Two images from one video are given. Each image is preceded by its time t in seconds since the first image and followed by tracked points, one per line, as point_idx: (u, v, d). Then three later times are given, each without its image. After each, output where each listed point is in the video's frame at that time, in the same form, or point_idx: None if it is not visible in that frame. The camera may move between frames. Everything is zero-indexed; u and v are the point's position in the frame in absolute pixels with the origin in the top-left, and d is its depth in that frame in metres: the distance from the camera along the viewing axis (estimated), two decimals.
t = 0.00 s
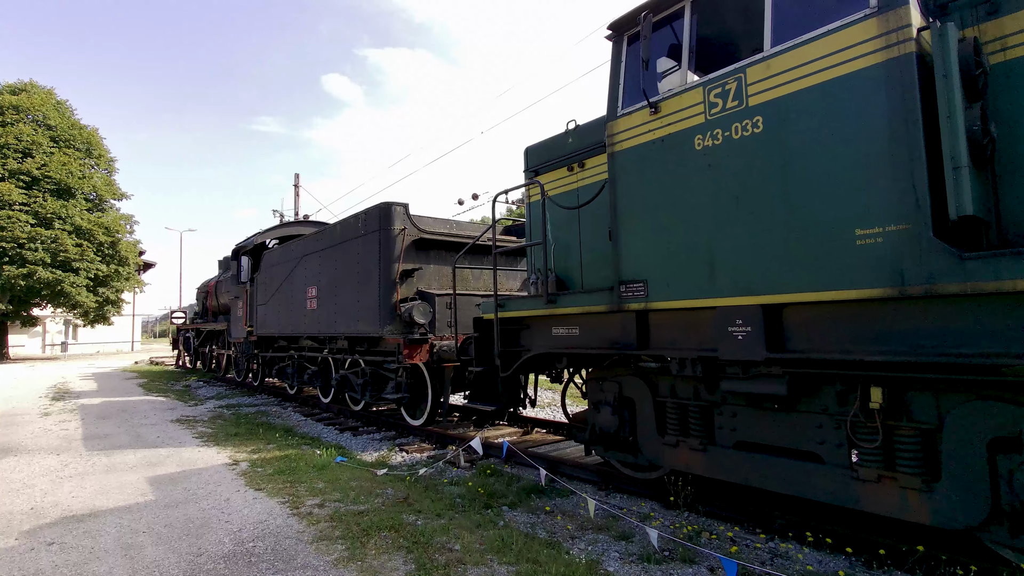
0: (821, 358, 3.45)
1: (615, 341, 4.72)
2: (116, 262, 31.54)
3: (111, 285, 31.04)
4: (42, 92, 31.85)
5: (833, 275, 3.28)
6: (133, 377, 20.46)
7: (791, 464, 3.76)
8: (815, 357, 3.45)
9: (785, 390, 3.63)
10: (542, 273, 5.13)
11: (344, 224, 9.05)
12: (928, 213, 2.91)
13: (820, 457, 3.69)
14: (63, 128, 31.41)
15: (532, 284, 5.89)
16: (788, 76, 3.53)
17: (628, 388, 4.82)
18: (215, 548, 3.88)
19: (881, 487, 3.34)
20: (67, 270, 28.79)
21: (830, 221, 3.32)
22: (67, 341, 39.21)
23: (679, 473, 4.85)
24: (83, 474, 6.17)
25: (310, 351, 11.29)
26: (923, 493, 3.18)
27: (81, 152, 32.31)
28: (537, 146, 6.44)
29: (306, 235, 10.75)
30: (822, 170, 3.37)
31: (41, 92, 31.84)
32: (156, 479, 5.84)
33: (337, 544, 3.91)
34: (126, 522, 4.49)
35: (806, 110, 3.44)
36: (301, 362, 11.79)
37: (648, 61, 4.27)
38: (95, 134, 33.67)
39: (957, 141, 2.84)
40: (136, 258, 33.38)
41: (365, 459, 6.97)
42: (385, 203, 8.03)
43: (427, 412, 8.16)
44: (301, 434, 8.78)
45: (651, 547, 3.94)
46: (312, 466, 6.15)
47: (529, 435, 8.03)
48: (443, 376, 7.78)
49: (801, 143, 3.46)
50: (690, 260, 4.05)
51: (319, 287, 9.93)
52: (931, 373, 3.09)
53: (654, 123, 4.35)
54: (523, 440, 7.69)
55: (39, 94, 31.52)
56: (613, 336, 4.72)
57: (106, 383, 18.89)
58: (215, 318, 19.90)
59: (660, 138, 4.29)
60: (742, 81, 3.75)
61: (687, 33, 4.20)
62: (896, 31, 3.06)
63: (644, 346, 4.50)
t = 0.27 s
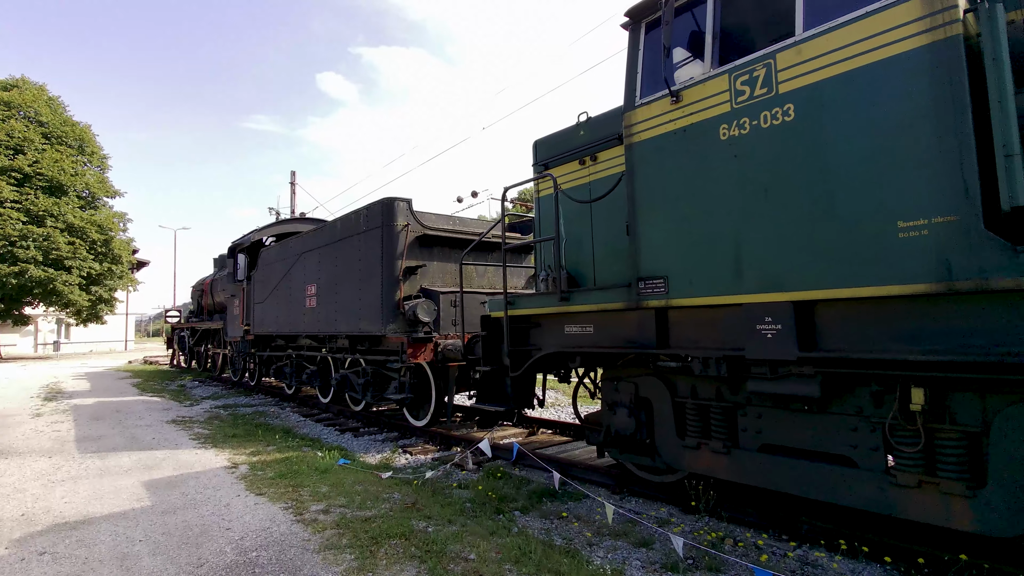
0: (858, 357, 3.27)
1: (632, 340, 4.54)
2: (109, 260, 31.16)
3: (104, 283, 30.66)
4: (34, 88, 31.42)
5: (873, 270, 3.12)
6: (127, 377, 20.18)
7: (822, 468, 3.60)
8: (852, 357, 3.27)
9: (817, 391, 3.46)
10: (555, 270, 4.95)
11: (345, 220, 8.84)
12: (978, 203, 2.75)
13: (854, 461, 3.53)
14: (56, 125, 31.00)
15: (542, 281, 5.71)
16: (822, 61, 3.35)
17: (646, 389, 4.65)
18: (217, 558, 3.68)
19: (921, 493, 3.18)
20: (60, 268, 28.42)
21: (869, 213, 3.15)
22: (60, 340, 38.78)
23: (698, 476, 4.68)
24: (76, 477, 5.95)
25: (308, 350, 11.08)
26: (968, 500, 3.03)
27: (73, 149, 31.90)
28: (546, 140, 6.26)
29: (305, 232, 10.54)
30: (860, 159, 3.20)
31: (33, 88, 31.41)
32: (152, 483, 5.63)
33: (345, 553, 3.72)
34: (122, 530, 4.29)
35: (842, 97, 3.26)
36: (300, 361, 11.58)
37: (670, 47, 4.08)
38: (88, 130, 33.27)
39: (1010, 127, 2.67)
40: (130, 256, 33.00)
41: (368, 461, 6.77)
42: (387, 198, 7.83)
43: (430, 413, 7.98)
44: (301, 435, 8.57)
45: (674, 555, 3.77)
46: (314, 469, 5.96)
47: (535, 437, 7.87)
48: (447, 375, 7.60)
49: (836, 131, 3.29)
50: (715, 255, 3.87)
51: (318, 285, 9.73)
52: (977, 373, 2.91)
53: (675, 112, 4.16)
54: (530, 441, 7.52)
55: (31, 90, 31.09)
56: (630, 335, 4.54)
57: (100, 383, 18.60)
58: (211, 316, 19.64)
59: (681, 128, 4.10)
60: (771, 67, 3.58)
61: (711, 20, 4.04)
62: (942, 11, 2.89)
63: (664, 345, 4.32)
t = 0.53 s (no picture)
0: (905, 359, 3.05)
1: (654, 340, 4.32)
2: (106, 260, 30.85)
3: (101, 283, 30.36)
4: (30, 86, 31.11)
5: (922, 265, 2.90)
6: (124, 378, 19.90)
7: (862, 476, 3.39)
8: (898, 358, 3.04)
9: (858, 394, 3.25)
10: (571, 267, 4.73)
11: (347, 217, 8.61)
12: None
13: (896, 469, 3.33)
14: (52, 123, 30.69)
15: (555, 279, 5.50)
16: (865, 42, 3.14)
17: (667, 391, 4.43)
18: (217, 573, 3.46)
19: (973, 504, 2.98)
20: (56, 268, 28.12)
21: (917, 205, 2.94)
22: (56, 340, 38.49)
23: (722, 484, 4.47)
24: (69, 483, 5.71)
25: (309, 350, 10.86)
26: None
27: (70, 148, 31.62)
28: (558, 133, 6.04)
29: (306, 229, 10.30)
30: (908, 147, 2.99)
31: (29, 86, 31.11)
32: (149, 490, 5.40)
33: (355, 567, 3.50)
34: (117, 541, 4.06)
35: (887, 80, 3.06)
36: (300, 362, 11.36)
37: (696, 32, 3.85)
38: (84, 129, 32.98)
39: None
40: (127, 255, 32.73)
41: (372, 465, 6.55)
42: (391, 194, 7.61)
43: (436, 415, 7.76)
44: (303, 438, 8.34)
45: (703, 569, 3.55)
46: (318, 475, 5.73)
47: (543, 440, 7.66)
48: (453, 376, 7.38)
49: (881, 117, 3.08)
50: (745, 250, 3.65)
51: (319, 284, 9.49)
52: None
53: (701, 100, 3.94)
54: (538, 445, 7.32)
55: (26, 87, 30.79)
56: (651, 335, 4.33)
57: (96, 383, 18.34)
58: (209, 316, 19.39)
59: (708, 116, 3.88)
60: (808, 49, 3.36)
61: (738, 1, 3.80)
62: None
63: (687, 345, 4.11)
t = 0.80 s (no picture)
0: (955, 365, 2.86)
1: (677, 343, 4.14)
2: (105, 259, 30.64)
3: (100, 283, 30.16)
4: (28, 84, 30.90)
5: (975, 264, 2.71)
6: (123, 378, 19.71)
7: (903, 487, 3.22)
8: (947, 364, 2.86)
9: (901, 401, 3.07)
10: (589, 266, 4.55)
11: (351, 216, 8.42)
12: None
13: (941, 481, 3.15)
14: (50, 122, 30.48)
15: (570, 279, 5.32)
16: (910, 28, 2.96)
17: (690, 396, 4.25)
18: None
19: None
20: (55, 267, 27.93)
21: (969, 200, 2.76)
22: (55, 340, 38.29)
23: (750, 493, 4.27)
24: (67, 491, 5.53)
25: (312, 351, 10.68)
26: None
27: (68, 147, 31.41)
28: (571, 128, 5.86)
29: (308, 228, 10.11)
30: (959, 138, 2.81)
31: (28, 85, 30.91)
32: (150, 498, 5.21)
33: None
34: (116, 554, 3.88)
35: (935, 68, 2.87)
36: (303, 363, 11.19)
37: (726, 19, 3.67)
38: (83, 127, 32.77)
39: None
40: (126, 255, 32.52)
41: (380, 471, 6.37)
42: (397, 192, 7.43)
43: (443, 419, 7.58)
44: (307, 442, 8.16)
45: None
46: (324, 482, 5.55)
47: (552, 445, 7.48)
48: (461, 379, 7.21)
49: (928, 107, 2.90)
50: (777, 249, 3.46)
51: (323, 284, 9.30)
52: None
53: (729, 91, 3.76)
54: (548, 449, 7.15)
55: (25, 86, 30.57)
56: (674, 337, 4.15)
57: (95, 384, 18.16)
58: (209, 317, 19.21)
59: (737, 108, 3.70)
60: (847, 37, 3.18)
61: None
62: None
63: (713, 348, 3.93)
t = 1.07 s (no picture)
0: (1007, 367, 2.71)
1: (702, 344, 3.99)
2: (105, 259, 30.48)
3: (100, 283, 30.00)
4: (28, 84, 30.75)
5: None
6: (123, 379, 19.53)
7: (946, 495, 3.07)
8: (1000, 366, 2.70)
9: (947, 405, 2.92)
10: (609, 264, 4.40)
11: (358, 214, 8.28)
12: None
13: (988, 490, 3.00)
14: (51, 121, 30.33)
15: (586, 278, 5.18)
16: (959, 12, 2.82)
17: (715, 399, 4.10)
18: None
19: None
20: (54, 268, 27.77)
21: None
22: (54, 340, 38.11)
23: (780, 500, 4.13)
24: (69, 495, 5.38)
25: (316, 352, 10.54)
26: None
27: (68, 147, 31.26)
28: (586, 123, 5.72)
29: (313, 227, 9.97)
30: (1012, 127, 2.66)
31: (28, 84, 30.77)
32: (154, 503, 5.06)
33: None
34: (121, 564, 3.73)
35: (986, 53, 2.73)
36: (307, 364, 11.05)
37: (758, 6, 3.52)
38: (83, 127, 32.61)
39: None
40: (127, 255, 32.36)
41: (389, 475, 6.22)
42: (406, 189, 7.28)
43: (453, 421, 7.44)
44: (313, 444, 8.01)
45: None
46: (333, 487, 5.40)
47: (564, 448, 7.34)
48: (471, 380, 7.06)
49: (978, 95, 2.76)
50: (813, 246, 3.32)
51: (328, 283, 9.16)
52: None
53: (760, 81, 3.62)
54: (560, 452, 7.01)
55: (25, 85, 30.42)
56: (700, 338, 4.00)
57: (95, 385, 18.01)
58: (211, 317, 19.06)
59: (769, 99, 3.57)
60: (890, 22, 3.04)
61: None
62: None
63: (741, 350, 3.78)
